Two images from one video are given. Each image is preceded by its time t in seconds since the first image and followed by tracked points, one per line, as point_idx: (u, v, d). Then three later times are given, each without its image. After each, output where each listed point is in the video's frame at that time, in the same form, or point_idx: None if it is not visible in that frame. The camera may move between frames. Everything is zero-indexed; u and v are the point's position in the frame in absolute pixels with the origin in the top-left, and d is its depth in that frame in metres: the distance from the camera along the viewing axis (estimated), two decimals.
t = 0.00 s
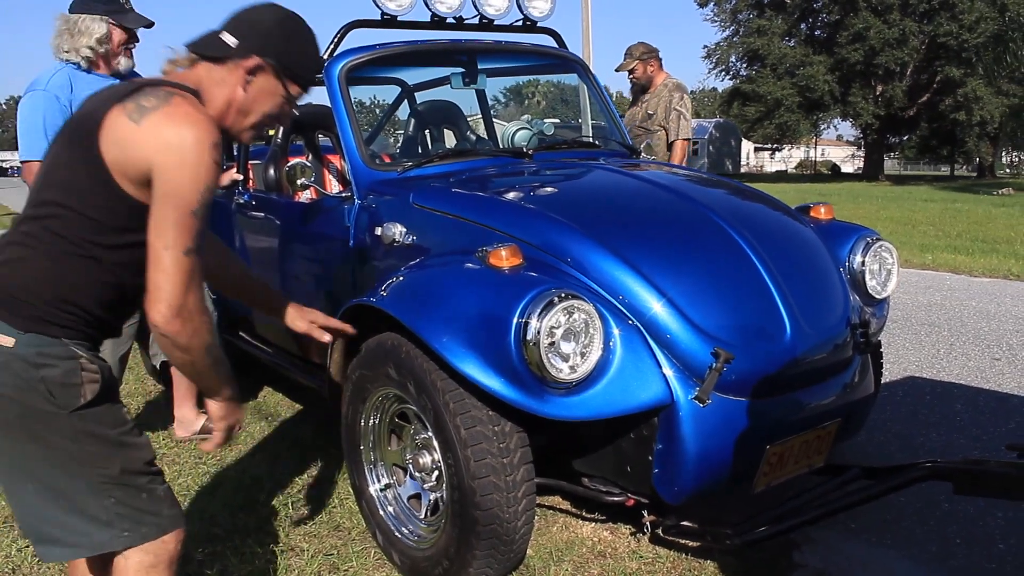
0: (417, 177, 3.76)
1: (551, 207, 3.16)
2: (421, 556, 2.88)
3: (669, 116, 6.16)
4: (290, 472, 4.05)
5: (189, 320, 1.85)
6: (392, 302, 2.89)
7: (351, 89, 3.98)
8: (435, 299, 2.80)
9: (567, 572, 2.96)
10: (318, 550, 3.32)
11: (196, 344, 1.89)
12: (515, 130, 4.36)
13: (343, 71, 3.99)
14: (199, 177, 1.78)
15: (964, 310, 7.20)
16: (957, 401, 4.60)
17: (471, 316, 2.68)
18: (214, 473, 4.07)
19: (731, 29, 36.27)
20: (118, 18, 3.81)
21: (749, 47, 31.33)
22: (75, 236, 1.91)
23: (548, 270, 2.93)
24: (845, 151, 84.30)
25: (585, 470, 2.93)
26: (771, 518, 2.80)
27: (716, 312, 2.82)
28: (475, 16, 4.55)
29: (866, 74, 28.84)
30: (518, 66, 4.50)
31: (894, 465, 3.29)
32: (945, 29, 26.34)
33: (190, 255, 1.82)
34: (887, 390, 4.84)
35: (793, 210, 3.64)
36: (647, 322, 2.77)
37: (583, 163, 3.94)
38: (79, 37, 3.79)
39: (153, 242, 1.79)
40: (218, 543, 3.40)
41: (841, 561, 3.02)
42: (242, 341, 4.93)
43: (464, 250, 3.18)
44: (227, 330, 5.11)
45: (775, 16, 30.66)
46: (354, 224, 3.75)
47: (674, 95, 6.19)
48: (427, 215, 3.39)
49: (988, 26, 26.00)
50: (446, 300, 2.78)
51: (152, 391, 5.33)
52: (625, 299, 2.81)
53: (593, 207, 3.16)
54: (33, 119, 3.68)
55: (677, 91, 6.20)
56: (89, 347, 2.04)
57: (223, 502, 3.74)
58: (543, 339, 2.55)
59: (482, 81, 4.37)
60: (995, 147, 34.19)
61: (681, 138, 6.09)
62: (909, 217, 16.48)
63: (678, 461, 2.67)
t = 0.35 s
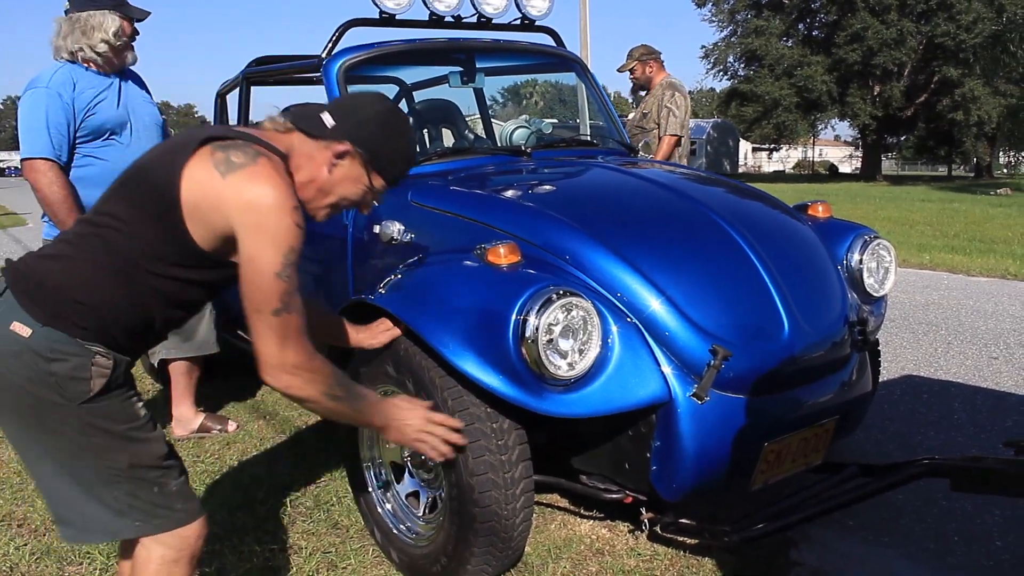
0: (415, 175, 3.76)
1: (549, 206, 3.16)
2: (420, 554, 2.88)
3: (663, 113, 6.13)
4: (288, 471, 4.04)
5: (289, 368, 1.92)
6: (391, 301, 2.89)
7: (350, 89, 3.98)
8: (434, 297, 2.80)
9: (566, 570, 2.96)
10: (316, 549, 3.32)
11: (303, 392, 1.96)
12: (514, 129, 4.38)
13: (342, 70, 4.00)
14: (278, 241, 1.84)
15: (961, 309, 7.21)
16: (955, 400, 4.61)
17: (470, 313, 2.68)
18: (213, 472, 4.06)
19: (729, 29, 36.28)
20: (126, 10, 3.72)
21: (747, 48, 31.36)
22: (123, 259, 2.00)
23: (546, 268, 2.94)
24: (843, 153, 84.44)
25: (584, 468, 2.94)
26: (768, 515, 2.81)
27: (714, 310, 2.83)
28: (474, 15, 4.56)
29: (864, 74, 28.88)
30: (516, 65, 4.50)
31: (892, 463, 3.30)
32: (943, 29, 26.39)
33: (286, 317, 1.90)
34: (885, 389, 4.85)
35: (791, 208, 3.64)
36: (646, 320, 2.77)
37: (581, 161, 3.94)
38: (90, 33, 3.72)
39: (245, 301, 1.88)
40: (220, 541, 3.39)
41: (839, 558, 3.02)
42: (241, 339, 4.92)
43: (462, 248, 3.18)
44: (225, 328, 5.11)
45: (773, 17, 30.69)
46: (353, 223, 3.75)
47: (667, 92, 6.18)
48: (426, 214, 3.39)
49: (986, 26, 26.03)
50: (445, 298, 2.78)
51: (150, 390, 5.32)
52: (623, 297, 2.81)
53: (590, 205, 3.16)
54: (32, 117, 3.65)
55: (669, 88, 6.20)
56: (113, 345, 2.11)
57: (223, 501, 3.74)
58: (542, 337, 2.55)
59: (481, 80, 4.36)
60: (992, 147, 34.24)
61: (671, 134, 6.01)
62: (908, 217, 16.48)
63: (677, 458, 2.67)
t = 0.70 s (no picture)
0: (401, 170, 3.74)
1: (534, 199, 3.15)
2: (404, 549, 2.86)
3: (666, 105, 6.18)
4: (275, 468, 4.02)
5: (349, 539, 2.10)
6: (374, 294, 2.88)
7: (336, 83, 3.96)
8: (418, 290, 2.79)
9: (552, 565, 2.95)
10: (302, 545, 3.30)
11: (367, 550, 2.15)
12: (500, 123, 4.38)
13: (327, 65, 3.98)
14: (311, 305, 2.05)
15: (948, 307, 7.23)
16: (941, 395, 4.62)
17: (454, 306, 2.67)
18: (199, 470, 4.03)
19: (719, 29, 36.33)
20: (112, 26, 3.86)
21: (736, 48, 31.42)
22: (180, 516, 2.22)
23: (530, 261, 2.93)
24: (833, 153, 84.75)
25: (569, 462, 2.92)
26: (754, 508, 2.79)
27: (699, 303, 2.82)
28: (460, 10, 4.54)
29: (853, 74, 28.99)
30: (504, 61, 4.48)
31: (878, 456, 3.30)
32: (931, 30, 26.52)
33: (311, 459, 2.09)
34: (871, 384, 4.86)
35: (777, 203, 3.64)
36: (630, 313, 2.77)
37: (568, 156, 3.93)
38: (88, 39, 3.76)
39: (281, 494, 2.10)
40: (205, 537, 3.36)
41: (825, 552, 3.02)
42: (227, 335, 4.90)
43: (447, 241, 3.16)
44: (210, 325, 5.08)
45: (762, 17, 30.78)
46: (338, 217, 3.74)
47: (666, 85, 6.23)
48: (410, 209, 3.38)
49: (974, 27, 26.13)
50: (428, 291, 2.76)
51: (135, 387, 5.28)
52: (608, 290, 2.81)
53: (575, 199, 3.15)
54: (45, 108, 3.56)
55: (668, 81, 6.25)
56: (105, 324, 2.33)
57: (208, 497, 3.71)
58: (526, 329, 2.55)
59: (467, 76, 4.35)
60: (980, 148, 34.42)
61: (681, 124, 6.10)
62: (897, 216, 16.52)
63: (661, 451, 2.66)
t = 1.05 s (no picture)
0: (390, 168, 3.73)
1: (522, 197, 3.15)
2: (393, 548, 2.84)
3: (669, 106, 6.20)
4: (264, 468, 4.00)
5: (379, 545, 2.27)
6: (362, 292, 2.87)
7: (325, 82, 3.96)
8: (405, 287, 2.78)
9: (542, 564, 2.94)
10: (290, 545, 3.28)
11: (394, 555, 2.33)
12: (490, 122, 4.33)
13: (315, 64, 3.97)
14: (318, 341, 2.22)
15: (939, 305, 7.25)
16: (931, 393, 4.62)
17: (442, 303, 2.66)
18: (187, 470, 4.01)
19: (712, 30, 36.37)
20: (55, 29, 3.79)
21: (729, 49, 31.45)
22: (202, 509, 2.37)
23: (519, 259, 2.92)
24: (826, 153, 84.96)
25: (558, 460, 2.90)
26: (743, 505, 2.78)
27: (687, 299, 2.82)
28: (450, 9, 4.54)
29: (845, 74, 29.06)
30: (493, 60, 4.48)
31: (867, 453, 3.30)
32: (923, 30, 26.60)
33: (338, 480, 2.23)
34: (862, 382, 4.86)
35: (767, 201, 3.64)
36: (619, 310, 2.76)
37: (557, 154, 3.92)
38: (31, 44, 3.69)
39: (312, 500, 2.24)
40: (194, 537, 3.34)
41: (815, 549, 3.02)
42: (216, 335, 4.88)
43: (435, 239, 3.15)
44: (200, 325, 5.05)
45: (755, 18, 30.82)
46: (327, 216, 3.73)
47: (670, 86, 6.23)
48: (399, 207, 3.37)
49: (966, 27, 26.19)
50: (415, 289, 2.75)
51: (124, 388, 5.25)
52: (596, 287, 2.80)
53: (564, 196, 3.14)
54: (26, 106, 3.56)
55: (671, 81, 6.26)
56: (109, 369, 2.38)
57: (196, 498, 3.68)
58: (512, 326, 2.54)
59: (457, 74, 4.34)
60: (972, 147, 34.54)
61: (684, 125, 6.15)
62: (889, 216, 16.55)
63: (650, 448, 2.66)
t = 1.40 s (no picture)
0: (352, 164, 3.68)
1: (483, 192, 3.11)
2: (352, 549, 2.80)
3: (665, 107, 6.22)
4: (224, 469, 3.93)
5: (378, 523, 2.30)
6: (320, 289, 2.82)
7: (285, 77, 3.90)
8: (364, 284, 2.73)
9: (505, 562, 2.91)
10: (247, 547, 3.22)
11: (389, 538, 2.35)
12: (453, 117, 4.30)
13: (276, 59, 3.91)
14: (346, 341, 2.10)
15: (904, 301, 7.31)
16: (895, 388, 4.65)
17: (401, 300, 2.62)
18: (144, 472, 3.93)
19: (682, 30, 36.52)
20: None
21: (698, 49, 31.58)
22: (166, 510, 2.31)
23: (479, 254, 2.88)
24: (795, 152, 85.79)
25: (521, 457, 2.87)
26: (706, 500, 2.77)
27: (648, 295, 2.80)
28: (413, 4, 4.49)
29: (814, 75, 29.33)
30: (458, 56, 4.44)
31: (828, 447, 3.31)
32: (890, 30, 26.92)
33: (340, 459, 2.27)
34: (828, 378, 4.87)
35: (731, 196, 3.63)
36: (580, 306, 2.73)
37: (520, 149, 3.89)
38: None
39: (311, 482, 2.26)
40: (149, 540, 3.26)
41: (777, 543, 3.02)
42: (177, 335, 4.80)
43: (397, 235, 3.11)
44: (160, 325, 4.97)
45: (725, 18, 30.99)
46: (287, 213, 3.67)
47: (665, 86, 6.24)
48: (359, 203, 3.32)
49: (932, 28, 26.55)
50: (374, 286, 2.71)
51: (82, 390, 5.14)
52: (557, 282, 2.77)
53: (525, 191, 3.12)
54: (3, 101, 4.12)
55: (668, 82, 6.26)
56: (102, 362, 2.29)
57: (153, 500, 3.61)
58: (472, 321, 2.51)
59: (420, 71, 4.30)
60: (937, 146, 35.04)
61: (677, 129, 6.18)
62: (855, 214, 16.69)
63: (611, 444, 2.64)
